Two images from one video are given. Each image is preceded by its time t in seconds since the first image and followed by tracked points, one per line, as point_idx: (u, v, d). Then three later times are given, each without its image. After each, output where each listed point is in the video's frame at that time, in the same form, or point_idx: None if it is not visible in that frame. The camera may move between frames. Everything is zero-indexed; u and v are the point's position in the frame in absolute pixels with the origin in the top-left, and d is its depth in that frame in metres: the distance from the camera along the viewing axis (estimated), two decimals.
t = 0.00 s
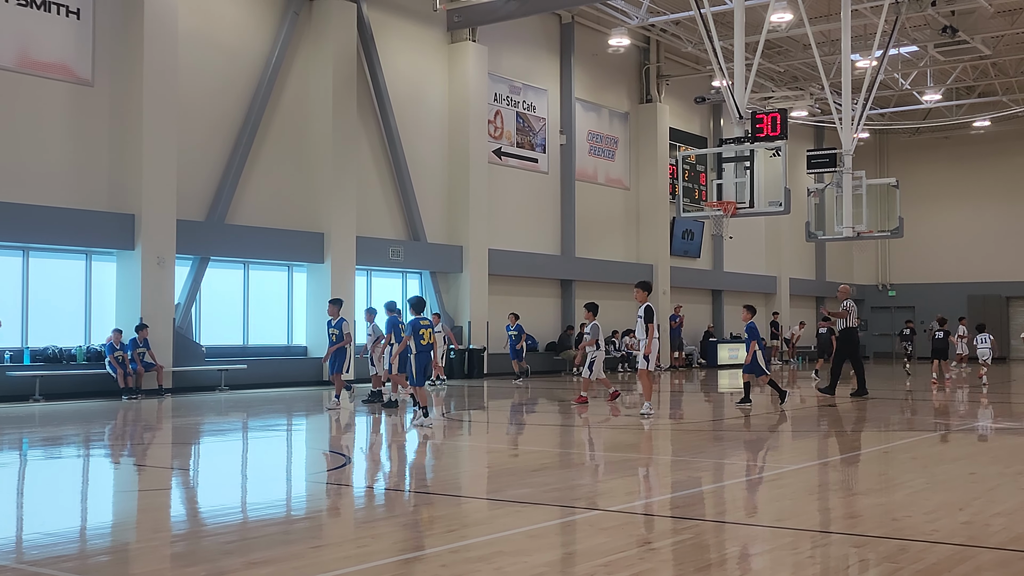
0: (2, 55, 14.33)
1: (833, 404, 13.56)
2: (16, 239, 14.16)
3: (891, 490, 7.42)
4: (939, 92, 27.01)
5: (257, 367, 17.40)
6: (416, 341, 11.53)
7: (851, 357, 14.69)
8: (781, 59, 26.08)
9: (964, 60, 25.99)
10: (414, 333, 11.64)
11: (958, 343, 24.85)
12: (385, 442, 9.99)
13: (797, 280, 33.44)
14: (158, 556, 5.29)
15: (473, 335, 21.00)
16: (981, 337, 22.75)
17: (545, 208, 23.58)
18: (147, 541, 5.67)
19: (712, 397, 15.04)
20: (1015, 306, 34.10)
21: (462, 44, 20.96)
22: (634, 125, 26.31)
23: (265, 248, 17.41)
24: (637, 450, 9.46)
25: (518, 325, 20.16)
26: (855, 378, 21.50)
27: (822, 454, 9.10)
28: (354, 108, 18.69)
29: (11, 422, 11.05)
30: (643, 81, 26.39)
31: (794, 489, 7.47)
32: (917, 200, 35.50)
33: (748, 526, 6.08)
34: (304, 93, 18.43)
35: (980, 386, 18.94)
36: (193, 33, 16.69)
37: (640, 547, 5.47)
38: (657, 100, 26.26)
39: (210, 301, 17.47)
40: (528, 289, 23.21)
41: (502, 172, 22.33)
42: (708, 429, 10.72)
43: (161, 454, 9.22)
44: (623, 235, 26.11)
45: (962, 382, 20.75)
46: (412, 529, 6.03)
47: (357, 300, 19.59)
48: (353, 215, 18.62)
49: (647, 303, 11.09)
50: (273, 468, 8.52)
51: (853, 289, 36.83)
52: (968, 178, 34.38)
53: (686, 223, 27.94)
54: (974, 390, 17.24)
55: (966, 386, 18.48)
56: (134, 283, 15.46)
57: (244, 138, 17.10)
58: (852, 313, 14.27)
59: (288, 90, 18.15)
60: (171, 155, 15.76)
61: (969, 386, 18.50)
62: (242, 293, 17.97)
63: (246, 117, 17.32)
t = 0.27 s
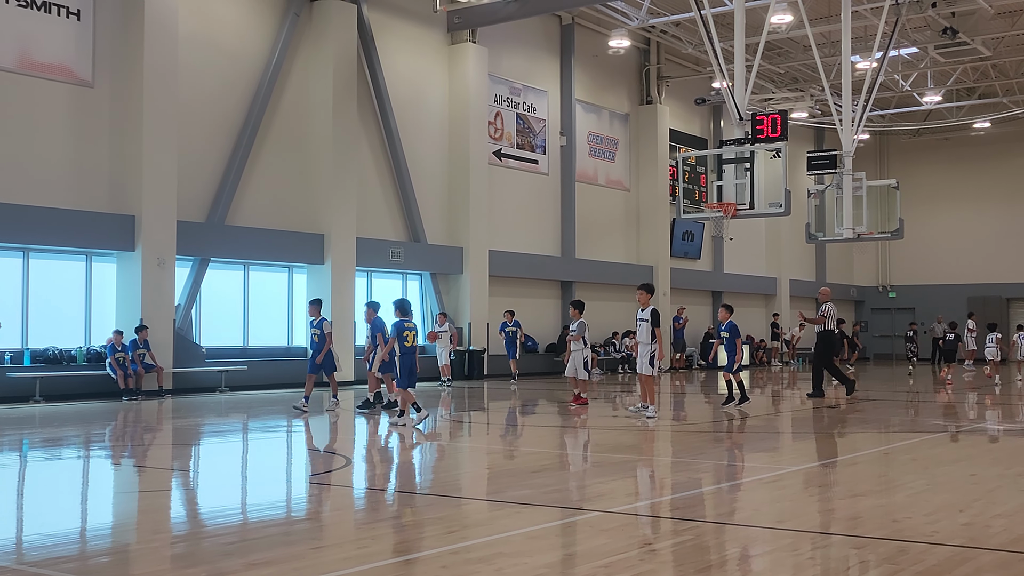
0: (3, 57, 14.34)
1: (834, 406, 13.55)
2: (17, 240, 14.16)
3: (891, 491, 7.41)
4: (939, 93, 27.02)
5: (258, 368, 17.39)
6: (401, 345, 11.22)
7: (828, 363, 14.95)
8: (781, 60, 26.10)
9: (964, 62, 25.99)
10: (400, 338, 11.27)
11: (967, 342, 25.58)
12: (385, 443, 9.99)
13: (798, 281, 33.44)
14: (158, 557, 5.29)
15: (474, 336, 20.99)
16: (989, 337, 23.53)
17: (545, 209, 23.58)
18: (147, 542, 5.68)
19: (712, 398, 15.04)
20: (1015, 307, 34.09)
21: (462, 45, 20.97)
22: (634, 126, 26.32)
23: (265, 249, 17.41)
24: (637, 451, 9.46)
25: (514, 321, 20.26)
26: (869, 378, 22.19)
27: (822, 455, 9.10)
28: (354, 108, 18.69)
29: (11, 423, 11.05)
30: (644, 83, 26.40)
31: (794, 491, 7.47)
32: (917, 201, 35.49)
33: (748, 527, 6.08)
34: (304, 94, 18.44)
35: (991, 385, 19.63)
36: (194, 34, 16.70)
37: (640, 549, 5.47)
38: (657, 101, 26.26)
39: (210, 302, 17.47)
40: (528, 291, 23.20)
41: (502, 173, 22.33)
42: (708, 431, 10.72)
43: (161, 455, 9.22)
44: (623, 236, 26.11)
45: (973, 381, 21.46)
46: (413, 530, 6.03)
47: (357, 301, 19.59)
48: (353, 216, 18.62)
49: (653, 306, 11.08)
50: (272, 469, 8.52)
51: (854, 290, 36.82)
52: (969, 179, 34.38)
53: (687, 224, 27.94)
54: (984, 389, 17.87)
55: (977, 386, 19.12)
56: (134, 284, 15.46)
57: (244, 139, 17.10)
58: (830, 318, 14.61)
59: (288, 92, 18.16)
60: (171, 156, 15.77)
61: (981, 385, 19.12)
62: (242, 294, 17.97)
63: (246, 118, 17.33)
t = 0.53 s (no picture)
0: (3, 57, 14.35)
1: (833, 406, 13.56)
2: (17, 240, 14.17)
3: (891, 492, 7.41)
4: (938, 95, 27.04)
5: (257, 369, 17.39)
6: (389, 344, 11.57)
7: (817, 361, 15.23)
8: (781, 61, 26.11)
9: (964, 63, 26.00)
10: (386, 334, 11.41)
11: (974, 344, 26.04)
12: (385, 443, 9.98)
13: (797, 282, 33.44)
14: (157, 557, 5.29)
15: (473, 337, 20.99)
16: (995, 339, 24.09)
17: (545, 209, 23.58)
18: (146, 543, 5.68)
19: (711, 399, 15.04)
20: (1015, 308, 34.10)
21: (462, 46, 20.97)
22: (633, 127, 26.32)
23: (264, 249, 17.40)
24: (636, 451, 9.46)
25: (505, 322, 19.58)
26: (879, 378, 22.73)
27: (821, 456, 9.11)
28: (354, 109, 18.69)
29: (11, 423, 11.05)
30: (643, 83, 26.41)
31: (793, 492, 7.47)
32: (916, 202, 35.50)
33: (747, 528, 6.07)
34: (304, 94, 18.44)
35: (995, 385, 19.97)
36: (194, 34, 16.71)
37: (639, 549, 5.47)
38: (656, 102, 26.27)
39: (210, 302, 17.47)
40: (528, 291, 23.20)
41: (502, 173, 22.34)
42: (707, 431, 10.72)
43: (160, 455, 9.21)
44: (623, 237, 26.12)
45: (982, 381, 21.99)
46: (412, 531, 6.03)
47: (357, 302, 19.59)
48: (352, 216, 18.61)
49: (653, 308, 11.04)
50: (271, 470, 8.51)
51: (853, 291, 36.83)
52: (968, 181, 34.39)
53: (686, 225, 27.95)
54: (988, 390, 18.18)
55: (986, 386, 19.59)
56: (133, 285, 15.45)
57: (243, 140, 17.10)
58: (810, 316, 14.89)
59: (287, 93, 18.16)
60: (171, 156, 15.77)
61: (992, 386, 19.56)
62: (242, 294, 17.96)
63: (246, 118, 17.33)
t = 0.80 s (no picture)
0: (3, 57, 14.36)
1: (833, 407, 13.56)
2: (18, 240, 14.18)
3: (891, 492, 7.41)
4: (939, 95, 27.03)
5: (258, 369, 17.40)
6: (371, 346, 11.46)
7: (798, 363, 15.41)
8: (782, 62, 26.12)
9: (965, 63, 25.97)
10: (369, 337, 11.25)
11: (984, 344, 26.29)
12: (385, 443, 9.98)
13: (797, 282, 33.44)
14: (158, 557, 5.29)
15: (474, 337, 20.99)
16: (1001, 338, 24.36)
17: (545, 209, 23.58)
18: (147, 543, 5.68)
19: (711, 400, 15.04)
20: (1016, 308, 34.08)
21: (463, 46, 20.97)
22: (634, 127, 26.32)
23: (265, 249, 17.41)
24: (636, 452, 9.46)
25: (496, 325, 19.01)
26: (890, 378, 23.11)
27: (822, 456, 9.11)
28: (354, 109, 18.69)
29: (12, 423, 11.06)
30: (644, 84, 26.41)
31: (794, 492, 7.47)
32: (917, 202, 35.49)
33: (747, 529, 6.07)
34: (304, 95, 18.45)
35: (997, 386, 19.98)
36: (195, 34, 16.73)
37: (639, 549, 5.47)
38: (657, 102, 26.26)
39: (211, 302, 17.48)
40: (528, 291, 23.20)
41: (502, 173, 22.34)
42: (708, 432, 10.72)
43: (161, 455, 9.21)
44: (623, 237, 26.12)
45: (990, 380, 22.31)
46: (413, 531, 6.03)
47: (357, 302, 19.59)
48: (353, 216, 18.61)
49: (651, 308, 11.00)
50: (272, 470, 8.52)
51: (853, 292, 36.82)
52: (969, 180, 34.37)
53: (687, 225, 27.95)
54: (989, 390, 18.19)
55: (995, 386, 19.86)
56: (134, 284, 15.46)
57: (244, 140, 17.10)
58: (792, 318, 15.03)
59: (288, 93, 18.17)
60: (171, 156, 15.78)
61: (1003, 385, 19.82)
62: (242, 294, 17.96)
63: (247, 118, 17.34)
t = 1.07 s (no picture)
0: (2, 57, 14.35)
1: (831, 407, 13.56)
2: (16, 240, 14.17)
3: (889, 492, 7.41)
4: (937, 95, 27.05)
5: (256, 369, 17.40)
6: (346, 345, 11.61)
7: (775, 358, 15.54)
8: (780, 62, 26.14)
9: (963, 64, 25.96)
10: (344, 334, 11.46)
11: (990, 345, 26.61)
12: (382, 443, 9.98)
13: (795, 282, 33.45)
14: (156, 557, 5.30)
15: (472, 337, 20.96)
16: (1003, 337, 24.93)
17: (543, 209, 23.58)
18: (145, 542, 5.68)
19: (709, 400, 15.04)
20: (1014, 308, 34.11)
21: (461, 46, 20.96)
22: (632, 127, 26.33)
23: (263, 249, 17.40)
24: (634, 452, 9.46)
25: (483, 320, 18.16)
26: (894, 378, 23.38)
27: (820, 456, 9.11)
28: (352, 108, 18.69)
29: (10, 423, 11.06)
30: (642, 84, 26.40)
31: (792, 492, 7.47)
32: (915, 202, 35.50)
33: (745, 528, 6.07)
34: (303, 94, 18.45)
35: (995, 386, 20.01)
36: (193, 34, 16.72)
37: (637, 549, 5.47)
38: (655, 102, 26.25)
39: (209, 302, 17.47)
40: (526, 291, 23.20)
41: (501, 174, 22.34)
42: (705, 432, 10.73)
43: (159, 455, 9.21)
44: (621, 238, 26.13)
45: (994, 380, 22.53)
46: (411, 530, 6.03)
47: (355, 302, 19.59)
48: (351, 216, 18.61)
49: (648, 305, 10.98)
50: (269, 469, 8.52)
51: (851, 292, 36.85)
52: (967, 181, 34.39)
53: (685, 226, 27.97)
54: (987, 390, 18.20)
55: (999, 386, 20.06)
56: (132, 284, 15.46)
57: (242, 140, 17.09)
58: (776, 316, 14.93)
59: (286, 93, 18.17)
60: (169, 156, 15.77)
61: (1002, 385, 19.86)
62: (240, 294, 17.96)
63: (245, 118, 17.33)
